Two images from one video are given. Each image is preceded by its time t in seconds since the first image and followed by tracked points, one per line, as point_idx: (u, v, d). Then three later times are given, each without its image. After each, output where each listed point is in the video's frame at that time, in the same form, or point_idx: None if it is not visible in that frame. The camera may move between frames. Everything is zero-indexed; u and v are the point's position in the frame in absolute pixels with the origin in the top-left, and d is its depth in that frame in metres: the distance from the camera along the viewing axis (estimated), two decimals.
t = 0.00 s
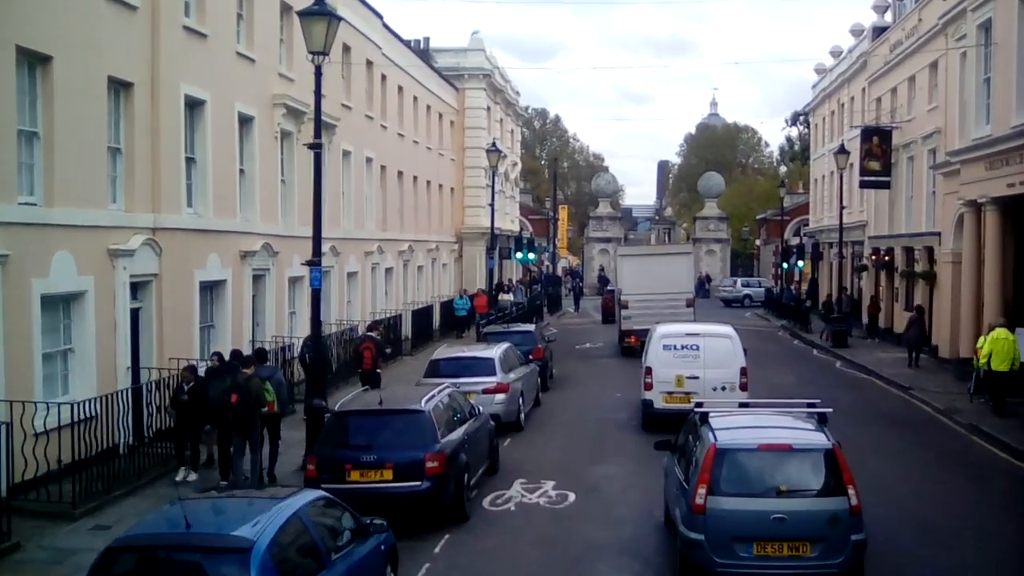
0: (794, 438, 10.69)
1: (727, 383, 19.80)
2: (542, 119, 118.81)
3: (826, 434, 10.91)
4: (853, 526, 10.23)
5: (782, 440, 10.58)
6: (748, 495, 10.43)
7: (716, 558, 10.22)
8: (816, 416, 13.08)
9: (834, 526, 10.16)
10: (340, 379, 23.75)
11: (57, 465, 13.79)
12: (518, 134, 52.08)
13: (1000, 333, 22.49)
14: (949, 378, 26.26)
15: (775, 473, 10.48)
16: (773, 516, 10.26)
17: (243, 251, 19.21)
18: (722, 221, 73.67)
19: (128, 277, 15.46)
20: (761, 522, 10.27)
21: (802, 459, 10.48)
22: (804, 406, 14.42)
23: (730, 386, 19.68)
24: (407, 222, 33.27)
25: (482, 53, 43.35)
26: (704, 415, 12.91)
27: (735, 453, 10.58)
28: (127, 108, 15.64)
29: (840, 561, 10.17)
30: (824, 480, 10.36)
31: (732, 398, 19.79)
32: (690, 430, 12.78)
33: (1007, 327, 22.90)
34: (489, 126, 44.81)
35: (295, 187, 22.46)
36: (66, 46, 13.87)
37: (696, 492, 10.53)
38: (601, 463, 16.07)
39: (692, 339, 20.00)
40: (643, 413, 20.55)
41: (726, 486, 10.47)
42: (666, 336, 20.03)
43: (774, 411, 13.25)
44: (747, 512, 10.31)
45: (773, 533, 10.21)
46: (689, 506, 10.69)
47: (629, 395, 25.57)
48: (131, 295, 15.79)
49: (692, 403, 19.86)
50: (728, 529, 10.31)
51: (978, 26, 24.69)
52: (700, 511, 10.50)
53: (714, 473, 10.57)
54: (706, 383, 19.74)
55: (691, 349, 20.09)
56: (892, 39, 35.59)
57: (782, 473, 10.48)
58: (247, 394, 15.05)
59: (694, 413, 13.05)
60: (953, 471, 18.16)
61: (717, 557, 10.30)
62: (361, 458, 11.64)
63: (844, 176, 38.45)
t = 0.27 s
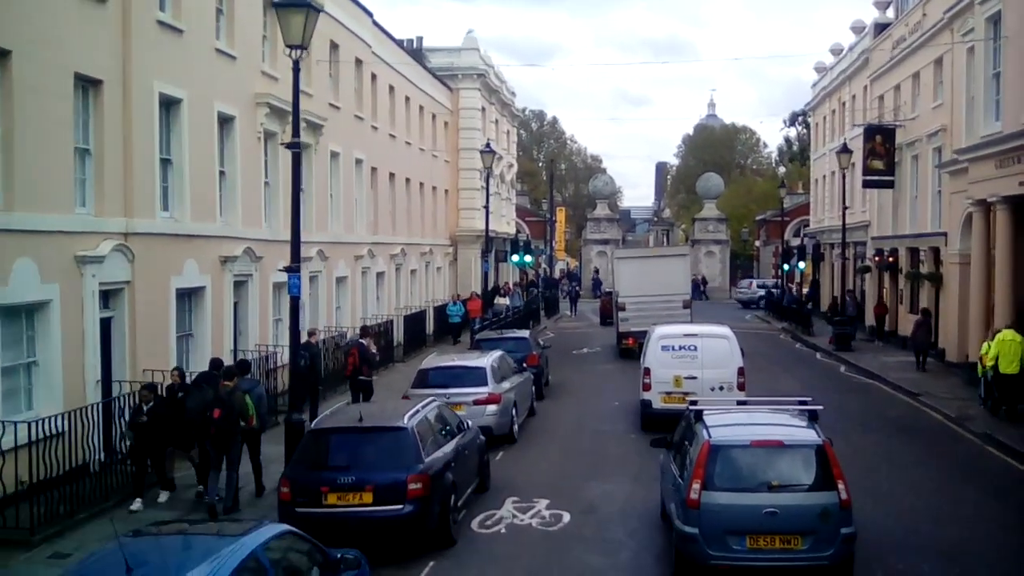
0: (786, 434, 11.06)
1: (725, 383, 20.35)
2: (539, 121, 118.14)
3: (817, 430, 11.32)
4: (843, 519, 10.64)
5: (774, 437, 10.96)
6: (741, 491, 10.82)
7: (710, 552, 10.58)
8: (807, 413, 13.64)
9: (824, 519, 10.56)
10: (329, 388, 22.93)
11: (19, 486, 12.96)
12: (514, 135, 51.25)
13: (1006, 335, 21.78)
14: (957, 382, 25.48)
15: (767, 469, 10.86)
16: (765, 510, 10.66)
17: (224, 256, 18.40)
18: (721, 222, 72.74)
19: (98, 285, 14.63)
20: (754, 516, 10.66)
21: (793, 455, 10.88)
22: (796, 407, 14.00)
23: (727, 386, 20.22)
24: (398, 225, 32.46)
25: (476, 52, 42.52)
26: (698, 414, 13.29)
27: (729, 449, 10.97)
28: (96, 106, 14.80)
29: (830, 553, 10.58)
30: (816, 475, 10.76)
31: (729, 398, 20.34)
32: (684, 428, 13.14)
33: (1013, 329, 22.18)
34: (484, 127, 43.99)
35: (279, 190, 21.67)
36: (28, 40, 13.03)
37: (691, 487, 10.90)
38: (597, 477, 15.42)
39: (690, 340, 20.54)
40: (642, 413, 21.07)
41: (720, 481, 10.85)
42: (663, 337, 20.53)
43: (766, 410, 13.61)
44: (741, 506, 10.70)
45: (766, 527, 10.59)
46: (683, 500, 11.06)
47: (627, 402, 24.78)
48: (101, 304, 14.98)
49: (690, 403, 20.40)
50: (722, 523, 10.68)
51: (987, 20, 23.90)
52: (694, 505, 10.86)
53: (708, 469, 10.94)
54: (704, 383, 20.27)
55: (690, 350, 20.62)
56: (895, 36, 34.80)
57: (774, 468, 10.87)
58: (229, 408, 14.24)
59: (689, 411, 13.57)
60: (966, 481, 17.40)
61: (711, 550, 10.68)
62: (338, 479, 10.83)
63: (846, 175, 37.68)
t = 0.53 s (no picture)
0: (777, 429, 11.41)
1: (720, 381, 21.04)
2: (536, 120, 117.29)
3: (807, 426, 11.67)
4: (832, 512, 10.97)
5: (766, 432, 11.30)
6: (733, 484, 11.17)
7: (703, 543, 10.92)
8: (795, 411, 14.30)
9: (815, 512, 10.89)
10: (315, 393, 22.08)
11: None
12: (509, 133, 50.39)
13: (1009, 341, 21.04)
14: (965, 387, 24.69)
15: (759, 463, 11.22)
16: (756, 503, 10.99)
17: (199, 255, 17.52)
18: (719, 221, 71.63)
19: (61, 286, 13.74)
20: (745, 509, 10.99)
21: (785, 450, 11.22)
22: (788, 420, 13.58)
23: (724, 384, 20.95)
24: (389, 225, 31.63)
25: (469, 47, 41.63)
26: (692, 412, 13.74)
27: (721, 444, 11.31)
28: (59, 96, 13.89)
29: (820, 545, 10.90)
30: (807, 470, 11.11)
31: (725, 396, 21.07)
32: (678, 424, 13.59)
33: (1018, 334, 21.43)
34: (478, 124, 43.12)
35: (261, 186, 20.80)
36: None
37: (684, 480, 11.26)
38: (591, 491, 14.70)
39: (687, 339, 21.30)
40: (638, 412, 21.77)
41: (712, 474, 11.20)
42: (661, 337, 21.32)
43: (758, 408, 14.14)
44: (733, 499, 11.04)
45: (758, 520, 10.91)
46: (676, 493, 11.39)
47: (623, 408, 23.97)
48: (64, 306, 14.10)
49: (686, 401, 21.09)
50: (715, 516, 11.01)
51: (996, 12, 23.08)
52: (687, 498, 11.22)
53: (700, 462, 11.29)
54: (701, 381, 21.02)
55: (686, 349, 21.36)
56: (898, 31, 33.99)
57: (765, 462, 11.23)
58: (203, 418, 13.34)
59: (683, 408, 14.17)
60: (979, 492, 16.61)
61: (703, 542, 11.01)
62: (307, 500, 9.99)
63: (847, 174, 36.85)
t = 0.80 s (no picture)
0: (773, 427, 11.85)
1: (719, 381, 21.66)
2: (536, 119, 117.25)
3: (803, 424, 12.15)
4: (828, 508, 11.40)
5: (762, 429, 11.76)
6: (730, 480, 11.63)
7: (700, 538, 11.37)
8: (790, 409, 14.88)
9: (810, 508, 11.33)
10: (303, 397, 21.19)
11: None
12: (508, 130, 49.45)
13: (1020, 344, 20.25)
14: (978, 396, 23.84)
15: (756, 460, 11.68)
16: (753, 498, 11.43)
17: (174, 252, 16.60)
18: (720, 222, 70.99)
19: (22, 285, 12.77)
20: (742, 504, 11.43)
21: (781, 447, 11.69)
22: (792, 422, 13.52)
23: (723, 383, 21.59)
24: (382, 223, 30.73)
25: (467, 41, 40.68)
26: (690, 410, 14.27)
27: (719, 441, 11.79)
28: (21, 82, 12.93)
29: (815, 540, 11.33)
30: (802, 466, 11.56)
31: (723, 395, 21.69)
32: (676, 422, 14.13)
33: None
34: (476, 120, 42.20)
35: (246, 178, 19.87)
36: None
37: (682, 476, 11.72)
38: (589, 509, 13.93)
39: (687, 339, 21.97)
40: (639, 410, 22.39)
41: (710, 471, 11.65)
42: (662, 337, 21.96)
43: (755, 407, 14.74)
44: (730, 494, 11.49)
45: (754, 515, 11.36)
46: (675, 490, 11.84)
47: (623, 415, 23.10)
48: (27, 306, 13.13)
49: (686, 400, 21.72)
50: (712, 511, 11.46)
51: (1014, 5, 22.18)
52: (685, 493, 11.67)
53: (698, 459, 11.76)
54: (700, 380, 21.66)
55: (686, 348, 22.01)
56: (907, 27, 33.11)
57: (763, 459, 11.69)
58: (170, 426, 12.42)
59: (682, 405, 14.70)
60: (998, 511, 15.77)
61: (701, 536, 11.46)
62: (275, 524, 9.09)
63: (854, 174, 35.94)
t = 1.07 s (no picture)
0: (771, 422, 12.34)
1: (718, 377, 22.35)
2: (535, 116, 116.52)
3: (798, 419, 12.63)
4: (824, 502, 11.87)
5: (760, 425, 12.24)
6: (728, 474, 12.09)
7: (699, 531, 11.84)
8: (789, 404, 15.37)
9: (806, 502, 11.81)
10: (289, 401, 20.28)
11: None
12: (505, 125, 48.48)
13: None
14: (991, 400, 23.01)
15: (754, 455, 12.14)
16: (750, 492, 11.90)
17: (147, 251, 15.73)
18: (721, 219, 70.21)
19: None
20: (740, 498, 11.90)
21: (778, 443, 12.16)
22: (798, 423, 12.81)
23: (723, 379, 22.31)
24: (375, 220, 29.84)
25: (463, 33, 39.72)
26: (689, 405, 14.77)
27: (717, 436, 12.25)
28: None
29: (812, 533, 11.80)
30: (799, 461, 12.02)
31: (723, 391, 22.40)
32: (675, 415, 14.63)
33: None
34: (472, 114, 41.26)
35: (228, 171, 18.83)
36: None
37: (681, 470, 12.18)
38: (586, 529, 13.13)
39: (687, 336, 22.66)
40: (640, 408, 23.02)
41: (708, 465, 12.11)
42: (663, 334, 22.63)
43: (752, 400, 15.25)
44: (728, 488, 11.96)
45: (751, 509, 11.84)
46: (674, 484, 12.30)
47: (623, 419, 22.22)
48: None
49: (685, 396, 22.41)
50: (710, 505, 11.93)
51: None
52: (684, 488, 12.14)
53: (697, 454, 12.21)
54: (701, 376, 22.37)
55: (687, 346, 22.69)
56: (915, 18, 32.19)
57: (760, 453, 12.16)
58: (131, 434, 11.68)
59: (682, 400, 15.22)
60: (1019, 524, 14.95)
61: (699, 529, 11.92)
62: (234, 555, 8.31)
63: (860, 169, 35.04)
